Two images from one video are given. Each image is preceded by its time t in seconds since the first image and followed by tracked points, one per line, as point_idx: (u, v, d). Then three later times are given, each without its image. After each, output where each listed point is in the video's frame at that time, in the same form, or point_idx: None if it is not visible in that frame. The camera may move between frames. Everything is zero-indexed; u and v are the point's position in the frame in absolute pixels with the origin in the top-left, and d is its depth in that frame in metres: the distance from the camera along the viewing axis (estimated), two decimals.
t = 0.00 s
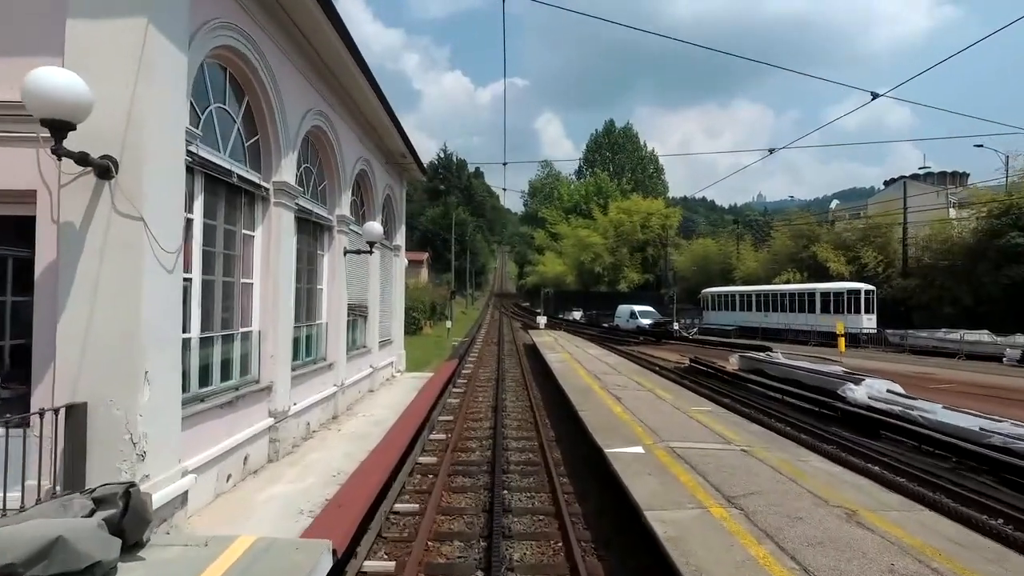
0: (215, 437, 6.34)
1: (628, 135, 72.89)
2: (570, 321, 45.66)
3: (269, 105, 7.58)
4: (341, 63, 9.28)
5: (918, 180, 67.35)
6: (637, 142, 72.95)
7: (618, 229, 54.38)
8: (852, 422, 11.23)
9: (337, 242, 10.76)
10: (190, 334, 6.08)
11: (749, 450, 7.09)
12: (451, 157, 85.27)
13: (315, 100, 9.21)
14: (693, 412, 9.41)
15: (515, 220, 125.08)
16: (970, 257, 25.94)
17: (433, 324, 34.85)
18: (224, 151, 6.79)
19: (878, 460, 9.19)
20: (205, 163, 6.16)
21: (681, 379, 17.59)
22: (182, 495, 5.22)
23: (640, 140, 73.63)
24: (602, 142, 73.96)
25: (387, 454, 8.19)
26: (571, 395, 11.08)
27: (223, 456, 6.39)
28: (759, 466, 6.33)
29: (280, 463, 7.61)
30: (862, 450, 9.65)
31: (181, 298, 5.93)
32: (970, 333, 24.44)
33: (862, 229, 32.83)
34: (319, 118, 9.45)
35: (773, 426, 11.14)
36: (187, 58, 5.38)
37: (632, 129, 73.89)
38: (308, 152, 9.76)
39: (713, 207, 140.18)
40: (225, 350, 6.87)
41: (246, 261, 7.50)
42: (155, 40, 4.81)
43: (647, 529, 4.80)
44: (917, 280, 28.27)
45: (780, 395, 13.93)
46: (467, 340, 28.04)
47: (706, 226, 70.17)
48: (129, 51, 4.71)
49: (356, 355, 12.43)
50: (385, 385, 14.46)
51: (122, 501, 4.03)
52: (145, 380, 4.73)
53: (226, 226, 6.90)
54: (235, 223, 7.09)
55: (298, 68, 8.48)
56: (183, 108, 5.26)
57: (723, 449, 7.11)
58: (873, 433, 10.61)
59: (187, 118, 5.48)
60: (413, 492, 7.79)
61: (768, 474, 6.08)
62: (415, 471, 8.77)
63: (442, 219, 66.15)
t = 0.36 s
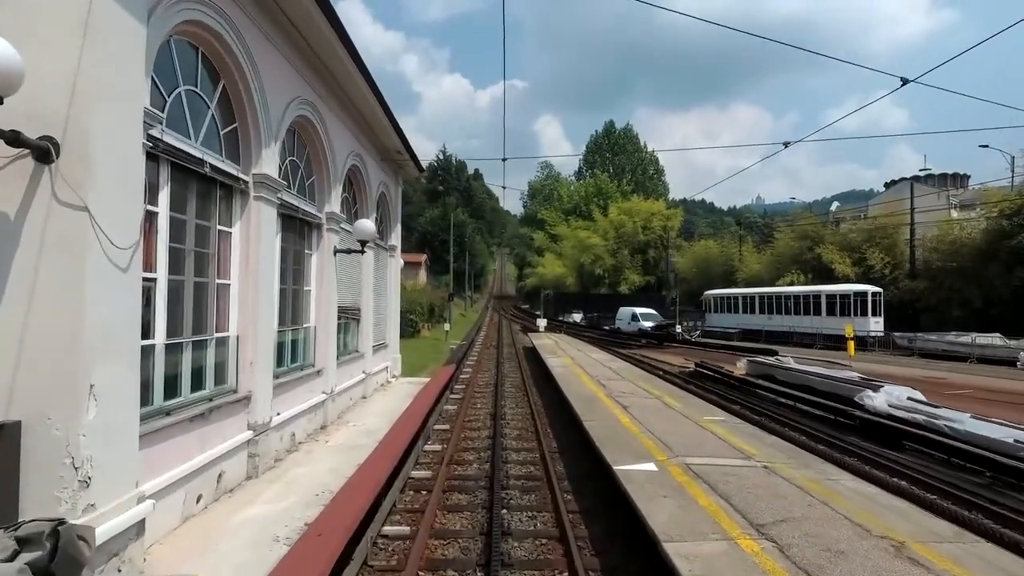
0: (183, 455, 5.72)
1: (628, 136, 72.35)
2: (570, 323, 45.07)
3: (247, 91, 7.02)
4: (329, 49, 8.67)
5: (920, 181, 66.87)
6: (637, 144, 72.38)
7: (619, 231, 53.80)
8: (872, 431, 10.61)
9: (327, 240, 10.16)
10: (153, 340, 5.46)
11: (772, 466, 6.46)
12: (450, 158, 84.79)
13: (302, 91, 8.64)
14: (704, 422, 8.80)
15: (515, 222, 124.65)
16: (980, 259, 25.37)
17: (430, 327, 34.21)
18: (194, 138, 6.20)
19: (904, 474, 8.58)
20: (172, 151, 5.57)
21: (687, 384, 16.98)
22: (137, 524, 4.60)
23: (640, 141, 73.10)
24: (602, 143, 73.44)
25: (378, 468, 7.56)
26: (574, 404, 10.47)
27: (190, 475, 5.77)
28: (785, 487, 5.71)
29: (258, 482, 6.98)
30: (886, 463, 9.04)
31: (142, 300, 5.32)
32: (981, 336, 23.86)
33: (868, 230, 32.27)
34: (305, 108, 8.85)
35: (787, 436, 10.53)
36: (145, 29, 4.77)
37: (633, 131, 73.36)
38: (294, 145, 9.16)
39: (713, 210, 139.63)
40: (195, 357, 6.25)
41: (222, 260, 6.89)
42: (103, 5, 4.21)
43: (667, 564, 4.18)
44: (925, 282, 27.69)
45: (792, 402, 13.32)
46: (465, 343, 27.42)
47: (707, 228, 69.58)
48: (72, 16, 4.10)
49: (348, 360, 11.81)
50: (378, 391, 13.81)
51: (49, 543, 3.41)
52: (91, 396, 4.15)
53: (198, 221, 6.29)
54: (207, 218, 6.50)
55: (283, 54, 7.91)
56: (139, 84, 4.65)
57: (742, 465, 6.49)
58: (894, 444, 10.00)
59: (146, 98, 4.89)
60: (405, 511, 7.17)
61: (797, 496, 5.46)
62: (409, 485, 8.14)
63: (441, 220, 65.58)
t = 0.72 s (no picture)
0: (141, 477, 5.09)
1: (628, 137, 71.76)
2: (569, 326, 44.46)
3: (218, 72, 6.41)
4: (313, 31, 8.01)
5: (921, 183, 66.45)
6: (637, 145, 71.79)
7: (619, 232, 53.18)
8: (894, 441, 9.98)
9: (313, 239, 9.54)
10: (106, 348, 4.85)
11: (799, 486, 5.83)
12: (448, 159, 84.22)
13: (284, 77, 8.03)
14: (718, 434, 8.17)
15: (514, 224, 124.03)
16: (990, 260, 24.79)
17: (427, 330, 33.54)
18: (159, 124, 5.57)
19: (934, 489, 7.98)
20: (130, 135, 4.96)
21: (693, 389, 16.35)
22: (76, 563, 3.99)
23: (640, 142, 72.57)
24: (602, 144, 72.86)
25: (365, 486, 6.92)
26: (577, 413, 9.84)
27: (149, 499, 5.14)
28: (816, 511, 5.10)
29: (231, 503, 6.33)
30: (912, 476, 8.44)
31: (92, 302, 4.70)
32: (991, 339, 23.28)
33: (873, 231, 31.69)
34: (287, 95, 8.21)
35: (804, 446, 9.93)
36: None
37: (632, 132, 72.80)
38: (276, 135, 8.53)
39: (712, 212, 139.09)
40: (158, 367, 5.62)
41: (192, 258, 6.26)
42: None
43: None
44: (932, 284, 27.14)
45: (805, 410, 12.68)
46: (463, 347, 26.79)
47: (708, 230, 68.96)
48: None
49: (338, 365, 11.18)
50: (370, 399, 13.15)
51: None
52: (15, 418, 3.54)
53: (163, 215, 5.66)
54: (174, 211, 5.87)
55: (261, 35, 7.30)
56: (81, 53, 4.02)
57: (766, 484, 5.88)
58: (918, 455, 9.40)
59: (93, 70, 4.26)
60: (394, 534, 6.52)
61: (833, 523, 4.84)
62: (400, 503, 7.49)
63: (439, 222, 64.96)
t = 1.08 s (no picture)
0: (88, 505, 4.46)
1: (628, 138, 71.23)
2: (570, 329, 43.84)
3: (185, 49, 5.76)
4: (296, 10, 7.35)
5: (924, 185, 65.86)
6: (638, 145, 71.26)
7: (620, 234, 52.58)
8: (921, 453, 9.34)
9: (299, 236, 8.89)
10: (46, 358, 4.24)
11: (834, 510, 5.20)
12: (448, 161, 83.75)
13: (266, 61, 7.39)
14: (736, 447, 7.54)
15: (513, 226, 123.53)
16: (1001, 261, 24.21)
17: (425, 332, 32.92)
18: (114, 104, 4.93)
19: (971, 507, 7.35)
20: (74, 112, 4.32)
21: (701, 395, 15.71)
22: None
23: (640, 143, 72.01)
24: (602, 145, 72.38)
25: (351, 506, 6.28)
26: (582, 422, 9.20)
27: (96, 530, 4.50)
28: (861, 544, 4.49)
29: (199, 529, 5.69)
30: (945, 492, 7.81)
31: (27, 304, 4.09)
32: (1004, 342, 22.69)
33: (879, 231, 31.12)
34: (269, 80, 7.56)
35: (824, 458, 9.28)
36: None
37: (632, 132, 72.29)
38: (258, 124, 7.88)
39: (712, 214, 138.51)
40: (112, 378, 4.99)
41: (156, 254, 5.61)
42: None
43: None
44: (942, 285, 26.54)
45: (821, 417, 12.05)
46: (461, 350, 26.18)
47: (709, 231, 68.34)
48: None
49: (327, 371, 10.51)
50: (363, 406, 12.48)
51: None
52: None
53: (119, 206, 5.02)
54: (133, 202, 5.22)
55: (238, 13, 6.66)
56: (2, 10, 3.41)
57: (797, 507, 5.26)
58: (948, 468, 8.77)
59: (21, 34, 3.64)
60: (382, 562, 5.88)
61: (881, 558, 4.24)
62: (390, 524, 6.85)
63: (438, 223, 64.41)
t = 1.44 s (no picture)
0: (18, 541, 3.84)
1: (628, 137, 70.64)
2: (570, 330, 43.21)
3: (143, 20, 5.14)
4: None
5: (926, 185, 65.27)
6: (638, 145, 70.65)
7: (620, 234, 51.97)
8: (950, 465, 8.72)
9: (282, 232, 8.26)
10: None
11: (879, 541, 4.57)
12: (446, 161, 83.10)
13: (243, 40, 6.77)
14: (757, 461, 6.93)
15: (512, 227, 122.91)
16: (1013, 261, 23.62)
17: (423, 334, 32.27)
18: (56, 77, 4.32)
19: (1014, 527, 6.72)
20: None
21: (709, 400, 15.08)
22: None
23: (640, 143, 71.39)
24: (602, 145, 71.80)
25: (333, 530, 5.64)
26: (587, 432, 8.58)
27: (27, 569, 3.88)
28: None
29: (160, 559, 5.06)
30: (982, 509, 7.19)
31: None
32: (1016, 344, 22.11)
33: (886, 231, 30.52)
34: (247, 62, 6.93)
35: (848, 470, 8.64)
36: None
37: (632, 132, 71.72)
38: (236, 110, 7.26)
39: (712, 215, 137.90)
40: (52, 390, 4.36)
41: (110, 249, 4.98)
42: None
43: None
44: (951, 286, 25.95)
45: (837, 425, 11.41)
46: (460, 352, 25.57)
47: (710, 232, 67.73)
48: None
49: (314, 377, 9.84)
50: (355, 414, 11.82)
51: None
52: None
53: (61, 194, 4.40)
54: (81, 190, 4.62)
55: None
56: None
57: (835, 536, 4.65)
58: (981, 481, 8.16)
59: None
60: None
61: None
62: (378, 548, 6.22)
63: (436, 224, 63.82)
